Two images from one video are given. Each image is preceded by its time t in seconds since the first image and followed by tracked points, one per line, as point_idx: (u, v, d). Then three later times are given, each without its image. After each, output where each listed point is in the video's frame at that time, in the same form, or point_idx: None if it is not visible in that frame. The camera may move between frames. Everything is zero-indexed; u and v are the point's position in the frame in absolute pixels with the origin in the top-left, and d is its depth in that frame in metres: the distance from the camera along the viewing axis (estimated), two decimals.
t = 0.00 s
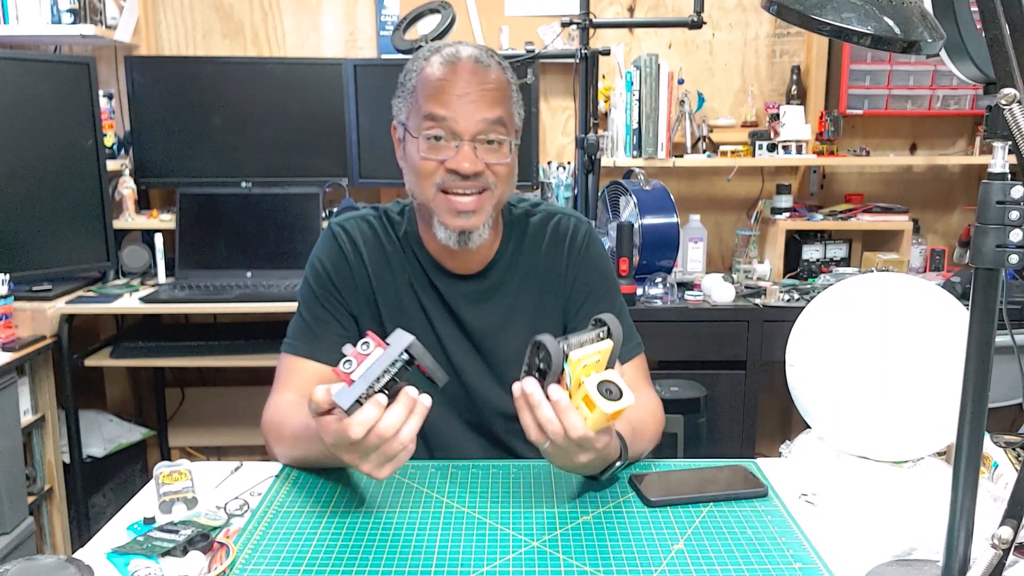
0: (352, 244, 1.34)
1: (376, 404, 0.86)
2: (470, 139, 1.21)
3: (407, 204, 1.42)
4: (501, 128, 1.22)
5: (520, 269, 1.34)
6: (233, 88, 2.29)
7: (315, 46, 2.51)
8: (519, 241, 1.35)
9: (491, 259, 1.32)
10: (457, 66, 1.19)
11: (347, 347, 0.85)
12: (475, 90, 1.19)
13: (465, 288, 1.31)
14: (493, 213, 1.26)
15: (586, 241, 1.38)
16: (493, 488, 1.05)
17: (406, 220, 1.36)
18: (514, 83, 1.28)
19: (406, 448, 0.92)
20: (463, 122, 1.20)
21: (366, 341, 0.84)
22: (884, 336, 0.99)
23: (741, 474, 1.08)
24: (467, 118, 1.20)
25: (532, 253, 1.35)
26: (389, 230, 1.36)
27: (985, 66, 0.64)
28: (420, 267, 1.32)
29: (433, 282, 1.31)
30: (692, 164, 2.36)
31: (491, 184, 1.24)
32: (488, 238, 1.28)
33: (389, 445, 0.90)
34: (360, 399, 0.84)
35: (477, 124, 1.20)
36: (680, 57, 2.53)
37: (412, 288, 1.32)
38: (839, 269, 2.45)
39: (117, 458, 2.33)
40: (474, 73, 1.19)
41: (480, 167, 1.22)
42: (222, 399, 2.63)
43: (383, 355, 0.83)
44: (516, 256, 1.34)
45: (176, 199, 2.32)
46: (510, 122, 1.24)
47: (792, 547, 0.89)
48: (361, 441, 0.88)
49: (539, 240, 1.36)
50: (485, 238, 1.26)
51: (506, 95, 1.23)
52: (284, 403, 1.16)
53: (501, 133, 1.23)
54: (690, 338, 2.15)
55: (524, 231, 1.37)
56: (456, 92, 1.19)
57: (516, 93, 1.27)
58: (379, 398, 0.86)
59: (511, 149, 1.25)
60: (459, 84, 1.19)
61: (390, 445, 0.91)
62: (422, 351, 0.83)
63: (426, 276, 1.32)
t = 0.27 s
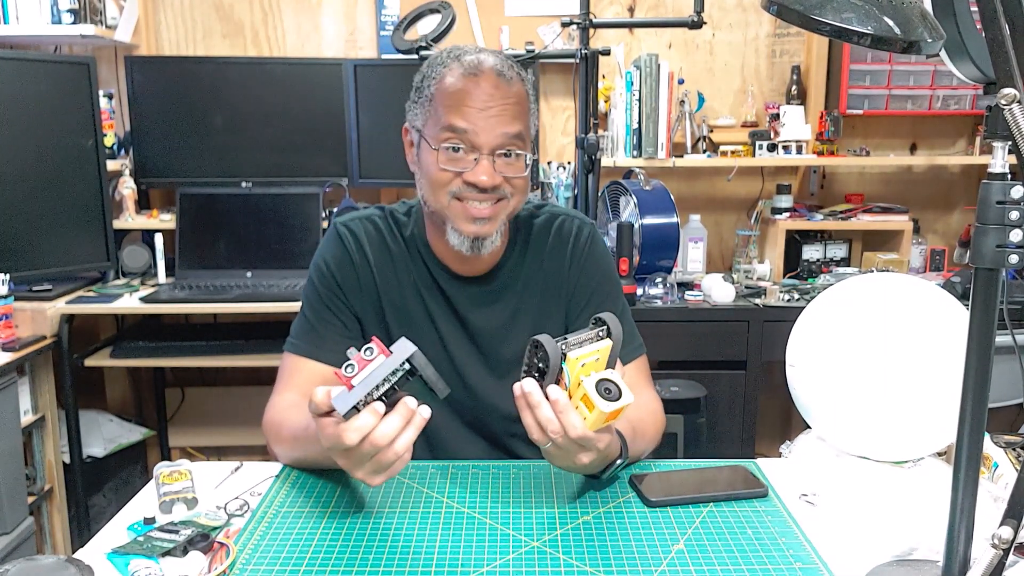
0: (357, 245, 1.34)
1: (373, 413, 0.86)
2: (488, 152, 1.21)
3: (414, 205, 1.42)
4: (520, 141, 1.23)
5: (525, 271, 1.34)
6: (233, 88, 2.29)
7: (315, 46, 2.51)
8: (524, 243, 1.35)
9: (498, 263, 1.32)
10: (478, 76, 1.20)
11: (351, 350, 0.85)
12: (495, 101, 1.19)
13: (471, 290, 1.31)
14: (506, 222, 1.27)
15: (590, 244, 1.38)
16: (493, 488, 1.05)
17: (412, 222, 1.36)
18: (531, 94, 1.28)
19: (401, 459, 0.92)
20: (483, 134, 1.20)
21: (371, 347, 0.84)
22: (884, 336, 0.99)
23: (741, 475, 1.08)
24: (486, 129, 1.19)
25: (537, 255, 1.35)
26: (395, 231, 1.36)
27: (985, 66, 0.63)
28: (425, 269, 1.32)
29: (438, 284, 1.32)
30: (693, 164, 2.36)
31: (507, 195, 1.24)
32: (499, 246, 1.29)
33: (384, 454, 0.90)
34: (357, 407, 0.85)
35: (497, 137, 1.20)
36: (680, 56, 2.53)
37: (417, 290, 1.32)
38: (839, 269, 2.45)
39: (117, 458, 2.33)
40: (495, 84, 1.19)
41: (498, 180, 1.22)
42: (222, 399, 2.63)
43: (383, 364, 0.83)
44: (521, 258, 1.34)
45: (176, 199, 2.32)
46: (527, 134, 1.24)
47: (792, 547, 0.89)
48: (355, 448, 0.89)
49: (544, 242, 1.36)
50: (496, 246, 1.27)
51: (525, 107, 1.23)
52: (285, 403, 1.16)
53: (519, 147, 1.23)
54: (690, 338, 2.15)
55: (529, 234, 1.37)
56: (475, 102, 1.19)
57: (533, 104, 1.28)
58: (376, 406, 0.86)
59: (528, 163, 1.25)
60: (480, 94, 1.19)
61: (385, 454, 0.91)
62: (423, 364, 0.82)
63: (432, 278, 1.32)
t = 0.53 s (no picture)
0: (358, 245, 1.33)
1: (381, 400, 0.85)
2: (490, 151, 1.21)
3: (415, 206, 1.42)
4: (522, 141, 1.23)
5: (526, 272, 1.34)
6: (233, 88, 2.29)
7: (315, 46, 2.51)
8: (525, 244, 1.35)
9: (499, 264, 1.32)
10: (480, 76, 1.20)
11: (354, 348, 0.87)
12: (497, 101, 1.19)
13: (472, 291, 1.31)
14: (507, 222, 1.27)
15: (591, 245, 1.38)
16: (493, 488, 1.05)
17: (413, 222, 1.36)
18: (533, 95, 1.28)
19: (407, 450, 0.93)
20: (484, 133, 1.20)
21: (377, 341, 0.85)
22: (884, 336, 0.99)
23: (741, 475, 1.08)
24: (487, 129, 1.19)
25: (538, 256, 1.35)
26: (397, 231, 1.36)
27: (984, 66, 0.63)
28: (427, 270, 1.32)
29: (439, 285, 1.32)
30: (693, 164, 2.36)
31: (508, 195, 1.24)
32: (502, 245, 1.28)
33: (391, 444, 0.91)
34: (366, 394, 0.83)
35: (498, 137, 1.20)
36: (680, 57, 2.53)
37: (418, 291, 1.32)
38: (840, 269, 2.45)
39: (117, 458, 2.33)
40: (497, 84, 1.20)
41: (499, 181, 1.22)
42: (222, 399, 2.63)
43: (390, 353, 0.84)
44: (522, 260, 1.34)
45: (176, 199, 2.32)
46: (529, 134, 1.24)
47: (792, 547, 0.89)
48: (364, 437, 0.88)
49: (545, 243, 1.36)
50: (498, 247, 1.26)
51: (526, 107, 1.23)
52: (285, 403, 1.16)
53: (521, 147, 1.23)
54: (690, 338, 2.15)
55: (530, 234, 1.37)
56: (477, 102, 1.19)
57: (535, 105, 1.28)
58: (384, 394, 0.85)
59: (530, 163, 1.26)
60: (482, 94, 1.19)
61: (391, 445, 0.91)
62: (430, 351, 0.86)
63: (433, 278, 1.32)
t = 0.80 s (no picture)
0: (358, 244, 1.33)
1: (368, 412, 0.85)
2: (493, 146, 1.21)
3: (415, 205, 1.42)
4: (523, 136, 1.23)
5: (526, 271, 1.34)
6: (233, 88, 2.29)
7: (315, 46, 2.51)
8: (525, 243, 1.35)
9: (499, 261, 1.32)
10: (481, 71, 1.19)
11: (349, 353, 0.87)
12: (498, 96, 1.19)
13: (472, 289, 1.31)
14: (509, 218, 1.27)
15: (591, 244, 1.38)
16: (493, 488, 1.05)
17: (414, 221, 1.36)
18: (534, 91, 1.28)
19: (401, 459, 0.92)
20: (486, 128, 1.20)
21: (367, 348, 0.85)
22: (885, 336, 0.99)
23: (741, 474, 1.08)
24: (489, 124, 1.19)
25: (538, 255, 1.35)
26: (397, 230, 1.36)
27: (984, 66, 0.64)
28: (427, 268, 1.32)
29: (440, 284, 1.31)
30: (693, 164, 2.36)
31: (510, 191, 1.24)
32: (503, 240, 1.28)
33: (382, 455, 0.90)
34: (352, 406, 0.85)
35: (501, 132, 1.20)
36: (680, 57, 2.53)
37: (418, 289, 1.32)
38: (839, 269, 2.45)
39: (117, 459, 2.33)
40: (498, 79, 1.19)
41: (500, 175, 1.22)
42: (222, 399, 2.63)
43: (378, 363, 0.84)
44: (522, 258, 1.34)
45: (176, 199, 2.32)
46: (530, 130, 1.24)
47: (792, 547, 0.89)
48: (353, 448, 0.88)
49: (545, 241, 1.36)
50: (499, 239, 1.26)
51: (527, 103, 1.23)
52: (285, 403, 1.16)
53: (522, 142, 1.23)
54: (690, 338, 2.15)
55: (530, 232, 1.37)
56: (479, 98, 1.19)
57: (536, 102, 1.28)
58: (371, 405, 0.86)
59: (531, 158, 1.26)
60: (483, 89, 1.19)
61: (384, 454, 0.90)
62: (417, 365, 0.84)
63: (434, 277, 1.32)
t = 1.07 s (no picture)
0: (359, 245, 1.33)
1: (379, 414, 0.86)
2: (497, 150, 1.21)
3: (417, 206, 1.42)
4: (527, 140, 1.23)
5: (527, 272, 1.34)
6: (233, 88, 2.29)
7: (315, 46, 2.51)
8: (527, 244, 1.36)
9: (501, 263, 1.32)
10: (486, 75, 1.20)
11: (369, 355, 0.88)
12: (502, 99, 1.20)
13: (474, 291, 1.31)
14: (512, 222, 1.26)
15: (592, 246, 1.38)
16: (494, 488, 1.05)
17: (416, 222, 1.36)
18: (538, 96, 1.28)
19: (401, 469, 0.92)
20: (491, 132, 1.20)
21: (390, 352, 0.86)
22: (885, 336, 0.99)
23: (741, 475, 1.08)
24: (493, 128, 1.19)
25: (539, 256, 1.35)
26: (398, 231, 1.36)
27: (984, 66, 0.64)
28: (428, 269, 1.32)
29: (442, 285, 1.31)
30: (693, 164, 2.36)
31: (514, 195, 1.24)
32: (505, 243, 1.28)
33: (383, 460, 0.90)
34: (365, 405, 0.85)
35: (506, 136, 1.20)
36: (680, 57, 2.53)
37: (420, 291, 1.32)
38: (840, 269, 2.45)
39: (117, 458, 2.33)
40: (502, 83, 1.20)
41: (505, 179, 1.21)
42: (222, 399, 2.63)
43: (398, 366, 0.84)
44: (523, 260, 1.34)
45: (176, 199, 2.32)
46: (534, 134, 1.24)
47: (792, 547, 0.89)
48: (357, 450, 0.88)
49: (546, 242, 1.36)
50: (502, 244, 1.26)
51: (532, 107, 1.24)
52: (285, 403, 1.16)
53: (527, 146, 1.23)
54: (690, 338, 2.15)
55: (531, 234, 1.37)
56: (484, 101, 1.19)
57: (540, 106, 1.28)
58: (383, 408, 0.86)
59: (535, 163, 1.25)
60: (488, 93, 1.19)
61: (384, 461, 0.90)
62: (436, 375, 0.84)
63: (435, 278, 1.32)
